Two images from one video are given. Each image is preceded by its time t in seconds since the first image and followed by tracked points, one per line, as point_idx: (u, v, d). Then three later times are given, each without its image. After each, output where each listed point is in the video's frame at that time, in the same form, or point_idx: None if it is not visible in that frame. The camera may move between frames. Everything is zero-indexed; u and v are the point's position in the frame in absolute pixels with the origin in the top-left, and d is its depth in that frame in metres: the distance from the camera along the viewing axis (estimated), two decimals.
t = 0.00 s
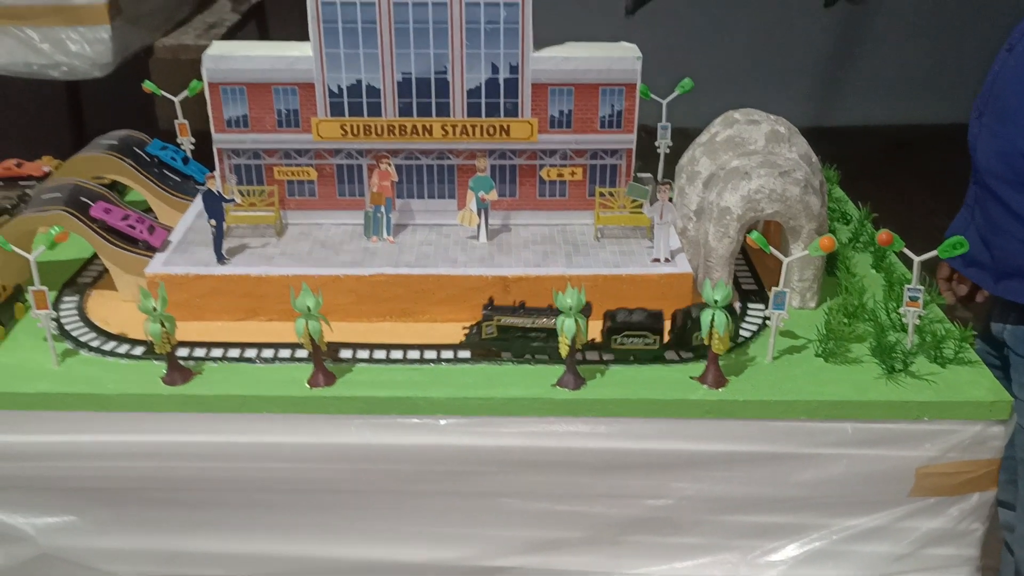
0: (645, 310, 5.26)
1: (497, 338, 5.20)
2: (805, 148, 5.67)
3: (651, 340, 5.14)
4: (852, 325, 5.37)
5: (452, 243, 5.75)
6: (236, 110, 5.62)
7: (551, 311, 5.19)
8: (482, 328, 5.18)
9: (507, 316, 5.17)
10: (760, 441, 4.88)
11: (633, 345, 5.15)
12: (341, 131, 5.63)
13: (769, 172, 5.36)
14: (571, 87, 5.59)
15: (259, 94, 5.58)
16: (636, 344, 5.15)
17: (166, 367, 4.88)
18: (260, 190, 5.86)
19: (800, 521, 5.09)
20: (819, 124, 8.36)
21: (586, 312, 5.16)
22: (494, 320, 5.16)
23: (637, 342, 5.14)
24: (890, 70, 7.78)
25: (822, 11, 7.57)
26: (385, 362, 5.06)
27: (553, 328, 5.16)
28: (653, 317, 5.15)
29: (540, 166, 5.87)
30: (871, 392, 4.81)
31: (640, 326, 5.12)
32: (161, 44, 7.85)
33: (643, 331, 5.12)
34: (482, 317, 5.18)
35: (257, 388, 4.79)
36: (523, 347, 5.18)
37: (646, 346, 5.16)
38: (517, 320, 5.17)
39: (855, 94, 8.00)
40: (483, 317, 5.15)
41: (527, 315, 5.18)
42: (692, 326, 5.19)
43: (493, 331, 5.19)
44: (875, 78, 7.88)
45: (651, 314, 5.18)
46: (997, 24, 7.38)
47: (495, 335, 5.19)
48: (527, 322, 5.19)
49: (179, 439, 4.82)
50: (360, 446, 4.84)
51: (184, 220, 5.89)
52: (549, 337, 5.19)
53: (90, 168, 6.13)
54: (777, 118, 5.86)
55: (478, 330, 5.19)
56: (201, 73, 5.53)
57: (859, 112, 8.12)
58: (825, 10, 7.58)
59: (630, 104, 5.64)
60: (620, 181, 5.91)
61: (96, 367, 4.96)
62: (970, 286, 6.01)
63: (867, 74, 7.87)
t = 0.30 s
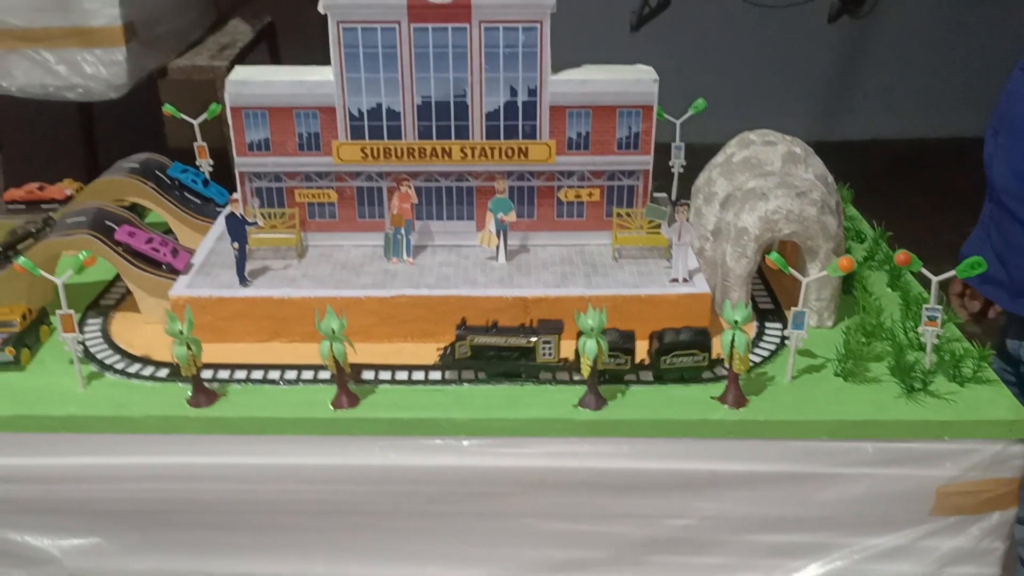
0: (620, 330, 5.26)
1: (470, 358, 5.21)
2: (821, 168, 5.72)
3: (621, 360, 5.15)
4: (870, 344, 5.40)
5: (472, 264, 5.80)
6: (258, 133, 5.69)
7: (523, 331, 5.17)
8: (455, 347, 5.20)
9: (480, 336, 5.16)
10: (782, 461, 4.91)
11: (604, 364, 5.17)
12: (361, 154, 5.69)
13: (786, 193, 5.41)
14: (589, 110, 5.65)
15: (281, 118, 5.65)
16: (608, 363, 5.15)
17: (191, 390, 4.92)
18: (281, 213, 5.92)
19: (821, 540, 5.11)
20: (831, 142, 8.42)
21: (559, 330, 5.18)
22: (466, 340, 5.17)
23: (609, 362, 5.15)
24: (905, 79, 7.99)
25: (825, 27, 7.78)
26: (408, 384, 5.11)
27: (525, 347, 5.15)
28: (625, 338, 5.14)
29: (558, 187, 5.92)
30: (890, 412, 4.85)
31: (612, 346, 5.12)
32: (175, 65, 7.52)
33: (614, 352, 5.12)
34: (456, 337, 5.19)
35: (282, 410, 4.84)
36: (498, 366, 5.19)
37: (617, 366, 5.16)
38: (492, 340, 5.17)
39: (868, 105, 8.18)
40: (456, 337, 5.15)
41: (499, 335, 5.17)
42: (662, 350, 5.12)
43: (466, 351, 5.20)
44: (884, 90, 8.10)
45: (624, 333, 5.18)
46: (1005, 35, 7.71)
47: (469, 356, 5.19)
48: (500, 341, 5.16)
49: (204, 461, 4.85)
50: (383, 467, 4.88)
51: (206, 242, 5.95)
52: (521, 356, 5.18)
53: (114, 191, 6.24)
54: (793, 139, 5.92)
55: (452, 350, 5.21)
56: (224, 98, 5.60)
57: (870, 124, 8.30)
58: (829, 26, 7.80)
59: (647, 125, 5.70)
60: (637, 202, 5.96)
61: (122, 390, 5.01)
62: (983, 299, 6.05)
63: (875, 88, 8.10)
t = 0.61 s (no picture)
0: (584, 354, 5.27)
1: (436, 385, 5.19)
2: (839, 191, 5.74)
3: (587, 384, 5.11)
4: (891, 366, 5.39)
5: (490, 287, 5.80)
6: (276, 158, 5.70)
7: (490, 356, 5.17)
8: (420, 374, 5.17)
9: (446, 361, 5.16)
10: (805, 486, 4.89)
11: (570, 389, 5.14)
12: (379, 178, 5.71)
13: (805, 216, 5.41)
14: (606, 133, 5.66)
15: (299, 142, 5.66)
16: (573, 388, 5.13)
17: (212, 416, 4.92)
18: (299, 237, 5.93)
19: (844, 564, 5.10)
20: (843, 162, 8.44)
21: (523, 355, 5.21)
22: (431, 367, 5.16)
23: (573, 386, 5.13)
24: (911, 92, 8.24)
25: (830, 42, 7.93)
26: (429, 409, 5.10)
27: (490, 372, 5.15)
28: (591, 361, 5.14)
29: (575, 210, 5.93)
30: (913, 435, 4.83)
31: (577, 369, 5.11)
32: (186, 85, 7.55)
33: (579, 375, 5.10)
34: (421, 363, 5.18)
35: (303, 436, 4.84)
36: (464, 393, 5.17)
37: (583, 390, 5.14)
38: (458, 365, 5.16)
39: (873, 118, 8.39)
40: (421, 363, 5.15)
41: (464, 360, 5.17)
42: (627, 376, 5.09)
43: (431, 378, 5.18)
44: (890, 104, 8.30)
45: (588, 357, 5.19)
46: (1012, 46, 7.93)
47: (435, 382, 5.18)
48: (466, 366, 5.16)
49: (226, 487, 4.84)
50: (405, 492, 4.87)
51: (223, 267, 5.95)
52: (487, 382, 5.17)
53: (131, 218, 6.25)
54: (810, 162, 5.93)
55: (417, 376, 5.18)
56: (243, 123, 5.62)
57: (875, 137, 8.54)
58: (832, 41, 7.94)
59: (665, 149, 5.71)
60: (655, 225, 5.97)
61: (144, 416, 5.00)
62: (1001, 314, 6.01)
63: (881, 101, 8.26)
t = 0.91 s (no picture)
0: (544, 369, 5.23)
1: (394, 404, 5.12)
2: (859, 207, 5.73)
3: (547, 399, 5.06)
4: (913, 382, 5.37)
5: (508, 303, 5.79)
6: (295, 175, 5.70)
7: (450, 375, 5.08)
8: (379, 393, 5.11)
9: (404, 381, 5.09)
10: (829, 503, 4.85)
11: (530, 405, 5.10)
12: (398, 195, 5.70)
13: (825, 231, 5.40)
14: (625, 149, 5.66)
15: (318, 159, 5.65)
16: (533, 404, 5.09)
17: (233, 434, 4.90)
18: (317, 253, 5.92)
19: None
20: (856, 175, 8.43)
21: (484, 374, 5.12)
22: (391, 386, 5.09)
23: (534, 401, 5.08)
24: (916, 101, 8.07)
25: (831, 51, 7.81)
26: (450, 427, 5.08)
27: (450, 392, 5.06)
28: (549, 376, 5.10)
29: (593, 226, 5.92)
30: (938, 452, 4.81)
31: (535, 386, 5.06)
32: (194, 100, 7.64)
33: (539, 391, 5.06)
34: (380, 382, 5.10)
35: (326, 455, 4.82)
36: (423, 411, 5.11)
37: (544, 405, 5.09)
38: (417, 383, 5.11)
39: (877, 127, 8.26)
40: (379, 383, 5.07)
41: (424, 379, 5.08)
42: (586, 391, 5.09)
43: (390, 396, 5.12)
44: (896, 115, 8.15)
45: (547, 372, 5.16)
46: (1019, 58, 7.73)
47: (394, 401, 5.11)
48: (425, 386, 5.08)
49: (247, 507, 4.80)
50: (427, 511, 4.83)
51: (240, 283, 5.94)
52: (447, 401, 5.09)
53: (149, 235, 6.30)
54: (829, 177, 5.92)
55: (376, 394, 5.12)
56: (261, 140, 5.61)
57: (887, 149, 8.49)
58: (835, 51, 7.83)
59: (683, 164, 5.70)
60: (673, 240, 5.95)
61: (164, 435, 4.98)
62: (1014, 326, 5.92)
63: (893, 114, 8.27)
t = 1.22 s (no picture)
0: (519, 381, 5.25)
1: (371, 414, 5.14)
2: (875, 216, 5.77)
3: (523, 410, 5.09)
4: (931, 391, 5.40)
5: (526, 313, 5.83)
6: (315, 186, 5.73)
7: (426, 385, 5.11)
8: (356, 403, 5.14)
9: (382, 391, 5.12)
10: (850, 511, 4.87)
11: (506, 416, 5.11)
12: (416, 206, 5.75)
13: (842, 240, 5.44)
14: (642, 159, 5.70)
15: (337, 171, 5.69)
16: (510, 415, 5.10)
17: (256, 445, 4.93)
18: (337, 264, 5.95)
19: None
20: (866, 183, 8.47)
21: (459, 384, 5.13)
22: (368, 396, 5.14)
23: (510, 413, 5.10)
24: (925, 109, 8.22)
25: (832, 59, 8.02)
26: (472, 436, 5.11)
27: (426, 402, 5.07)
28: (524, 389, 5.13)
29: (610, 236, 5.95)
30: (958, 460, 4.84)
31: (511, 398, 5.08)
32: (203, 111, 7.42)
33: (514, 402, 5.08)
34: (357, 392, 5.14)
35: (349, 464, 4.86)
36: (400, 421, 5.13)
37: (520, 417, 5.12)
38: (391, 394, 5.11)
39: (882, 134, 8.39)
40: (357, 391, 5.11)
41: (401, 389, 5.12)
42: (561, 400, 5.10)
43: (367, 407, 5.14)
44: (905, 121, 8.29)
45: (522, 384, 5.18)
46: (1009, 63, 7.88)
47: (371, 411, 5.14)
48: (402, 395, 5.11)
49: (270, 516, 4.82)
50: (449, 520, 4.84)
51: (259, 293, 5.97)
52: (423, 411, 5.11)
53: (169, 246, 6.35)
54: (845, 187, 5.96)
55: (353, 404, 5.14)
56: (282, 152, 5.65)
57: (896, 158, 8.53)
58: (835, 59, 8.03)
59: (700, 174, 5.74)
60: (690, 250, 5.99)
61: (187, 446, 5.01)
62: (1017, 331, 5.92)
63: (902, 123, 8.32)
